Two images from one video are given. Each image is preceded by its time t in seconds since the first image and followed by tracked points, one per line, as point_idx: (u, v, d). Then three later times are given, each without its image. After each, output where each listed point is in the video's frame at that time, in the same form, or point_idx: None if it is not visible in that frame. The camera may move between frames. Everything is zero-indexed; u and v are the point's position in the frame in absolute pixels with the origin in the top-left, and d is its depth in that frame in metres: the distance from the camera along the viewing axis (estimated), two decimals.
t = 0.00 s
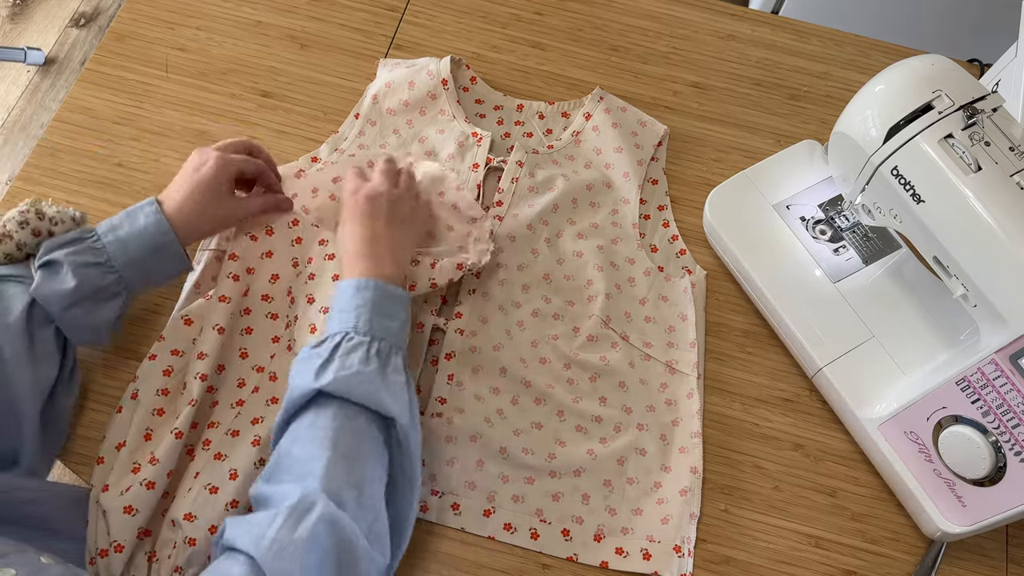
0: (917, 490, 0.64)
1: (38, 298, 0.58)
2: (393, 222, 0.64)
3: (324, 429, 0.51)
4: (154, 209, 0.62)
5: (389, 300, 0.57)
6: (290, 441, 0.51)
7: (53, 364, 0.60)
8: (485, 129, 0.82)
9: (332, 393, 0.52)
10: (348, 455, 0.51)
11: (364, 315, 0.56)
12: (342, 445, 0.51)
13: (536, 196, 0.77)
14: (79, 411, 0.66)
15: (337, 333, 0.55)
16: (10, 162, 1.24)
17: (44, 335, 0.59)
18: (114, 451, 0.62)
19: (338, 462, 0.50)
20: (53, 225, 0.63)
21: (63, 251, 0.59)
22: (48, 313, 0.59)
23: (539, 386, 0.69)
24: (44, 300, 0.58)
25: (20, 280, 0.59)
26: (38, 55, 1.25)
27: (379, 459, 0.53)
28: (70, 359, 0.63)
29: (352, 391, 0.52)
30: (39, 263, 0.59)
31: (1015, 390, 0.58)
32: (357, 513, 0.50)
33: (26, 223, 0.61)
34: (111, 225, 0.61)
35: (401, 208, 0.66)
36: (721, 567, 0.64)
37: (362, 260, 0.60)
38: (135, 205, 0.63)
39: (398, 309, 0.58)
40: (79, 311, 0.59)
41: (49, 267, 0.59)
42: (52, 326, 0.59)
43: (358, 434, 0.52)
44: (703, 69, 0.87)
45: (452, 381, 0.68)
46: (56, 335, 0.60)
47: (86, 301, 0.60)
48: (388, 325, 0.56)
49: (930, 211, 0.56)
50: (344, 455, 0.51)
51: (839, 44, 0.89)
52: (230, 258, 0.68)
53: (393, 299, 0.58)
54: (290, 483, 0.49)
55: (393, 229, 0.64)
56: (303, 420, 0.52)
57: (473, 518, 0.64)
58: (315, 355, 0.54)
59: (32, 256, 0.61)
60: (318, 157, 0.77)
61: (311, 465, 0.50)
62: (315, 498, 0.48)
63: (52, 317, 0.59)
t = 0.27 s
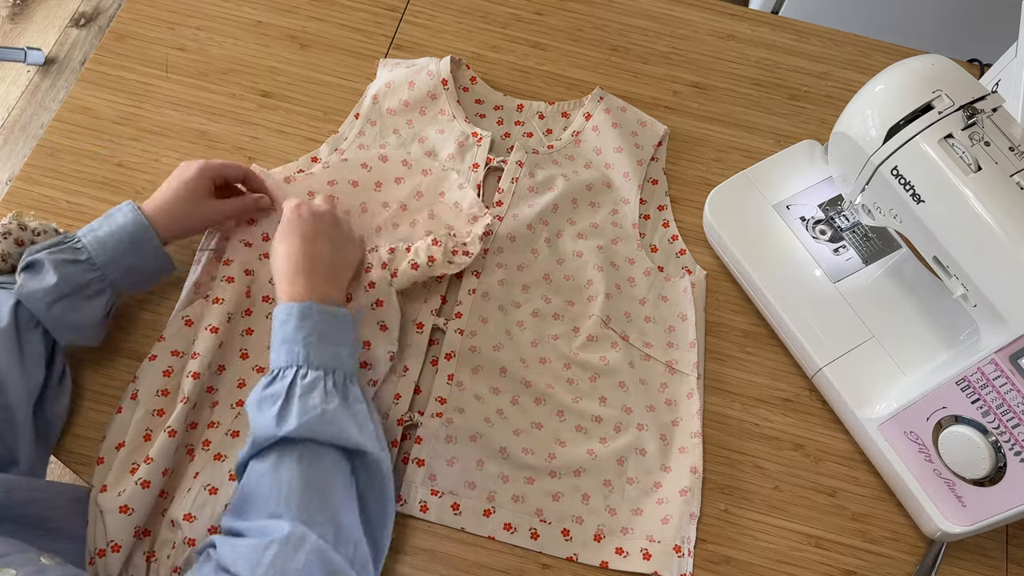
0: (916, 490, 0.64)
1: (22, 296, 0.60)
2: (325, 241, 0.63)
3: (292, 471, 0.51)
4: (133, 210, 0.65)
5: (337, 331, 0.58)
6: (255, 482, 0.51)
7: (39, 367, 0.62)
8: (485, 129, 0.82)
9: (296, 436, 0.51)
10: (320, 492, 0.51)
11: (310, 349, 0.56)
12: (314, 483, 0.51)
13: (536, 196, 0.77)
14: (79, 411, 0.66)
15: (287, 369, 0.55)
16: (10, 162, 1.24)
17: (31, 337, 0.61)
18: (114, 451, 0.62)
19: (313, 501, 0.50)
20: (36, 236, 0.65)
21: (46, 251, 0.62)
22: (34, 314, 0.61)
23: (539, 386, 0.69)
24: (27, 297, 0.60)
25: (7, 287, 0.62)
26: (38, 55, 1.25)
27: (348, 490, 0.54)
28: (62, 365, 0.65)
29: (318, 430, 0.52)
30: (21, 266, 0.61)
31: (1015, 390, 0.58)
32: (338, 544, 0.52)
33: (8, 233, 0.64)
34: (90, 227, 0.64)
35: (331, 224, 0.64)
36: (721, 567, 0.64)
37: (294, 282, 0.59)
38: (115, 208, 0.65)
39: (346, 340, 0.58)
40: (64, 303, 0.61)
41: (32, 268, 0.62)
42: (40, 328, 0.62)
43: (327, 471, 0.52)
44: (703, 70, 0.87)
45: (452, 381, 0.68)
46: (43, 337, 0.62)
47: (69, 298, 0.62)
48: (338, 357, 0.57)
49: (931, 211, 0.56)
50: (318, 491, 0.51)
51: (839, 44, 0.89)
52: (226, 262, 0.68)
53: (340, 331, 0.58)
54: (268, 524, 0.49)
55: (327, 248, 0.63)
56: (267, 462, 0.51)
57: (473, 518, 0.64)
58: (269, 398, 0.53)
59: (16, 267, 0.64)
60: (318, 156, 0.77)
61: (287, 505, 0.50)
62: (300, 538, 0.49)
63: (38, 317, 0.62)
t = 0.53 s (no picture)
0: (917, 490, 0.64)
1: (20, 284, 0.61)
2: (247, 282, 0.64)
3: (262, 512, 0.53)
4: (133, 204, 0.66)
5: (282, 366, 0.59)
6: (233, 527, 0.53)
7: (36, 363, 0.61)
8: (485, 129, 0.82)
9: (256, 480, 0.54)
10: (295, 524, 0.53)
11: (252, 392, 0.58)
12: (284, 519, 0.53)
13: (536, 196, 0.77)
14: (80, 411, 0.66)
15: (239, 415, 0.57)
16: (10, 162, 1.24)
17: (29, 330, 0.61)
18: (115, 450, 0.62)
19: (288, 536, 0.53)
20: (43, 238, 0.67)
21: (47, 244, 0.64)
22: (32, 305, 0.62)
23: (539, 386, 0.69)
24: (26, 284, 0.61)
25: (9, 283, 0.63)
26: (38, 55, 1.25)
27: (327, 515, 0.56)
28: (61, 365, 0.65)
29: (278, 467, 0.54)
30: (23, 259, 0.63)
31: (1015, 390, 0.58)
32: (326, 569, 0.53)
33: (15, 235, 0.66)
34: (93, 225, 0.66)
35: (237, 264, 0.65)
36: (720, 567, 0.64)
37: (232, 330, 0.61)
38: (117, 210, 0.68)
39: (294, 371, 0.60)
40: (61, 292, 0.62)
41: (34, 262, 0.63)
42: (39, 323, 0.62)
43: (296, 504, 0.54)
44: (703, 69, 0.87)
45: (452, 381, 0.68)
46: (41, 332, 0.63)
47: (66, 288, 0.63)
48: (288, 393, 0.59)
49: (931, 210, 0.56)
50: (292, 524, 0.53)
51: (839, 44, 0.89)
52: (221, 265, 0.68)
53: (284, 366, 0.59)
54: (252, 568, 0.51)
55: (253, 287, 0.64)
56: (237, 511, 0.54)
57: (473, 518, 0.64)
58: (226, 448, 0.55)
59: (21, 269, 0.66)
60: (317, 156, 0.77)
61: (264, 546, 0.52)
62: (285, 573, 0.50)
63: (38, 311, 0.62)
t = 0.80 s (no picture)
0: (917, 490, 0.64)
1: (16, 297, 0.61)
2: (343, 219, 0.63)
3: (303, 421, 0.52)
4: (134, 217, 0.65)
5: (355, 297, 0.59)
6: (266, 434, 0.52)
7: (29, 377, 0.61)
8: (485, 129, 0.82)
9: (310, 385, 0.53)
10: (329, 445, 0.52)
11: (332, 311, 0.56)
12: (321, 434, 0.52)
13: (536, 196, 0.77)
14: (79, 411, 0.66)
15: (305, 327, 0.56)
16: (10, 162, 1.24)
17: (22, 343, 0.61)
18: (114, 451, 0.62)
19: (320, 455, 0.51)
20: (41, 248, 0.67)
21: (45, 257, 0.63)
22: (27, 319, 0.62)
23: (539, 386, 0.69)
24: (21, 299, 0.61)
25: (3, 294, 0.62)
26: (38, 55, 1.25)
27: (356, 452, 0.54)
28: (55, 377, 0.64)
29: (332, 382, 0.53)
30: (19, 270, 0.62)
31: (1015, 390, 0.58)
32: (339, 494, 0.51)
33: (14, 243, 0.66)
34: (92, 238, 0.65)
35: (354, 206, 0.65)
36: (721, 567, 0.64)
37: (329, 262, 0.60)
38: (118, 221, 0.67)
39: (365, 306, 0.59)
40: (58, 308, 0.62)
41: (30, 274, 0.63)
42: (33, 335, 0.62)
43: (336, 426, 0.53)
44: (703, 70, 0.87)
45: (452, 381, 0.68)
46: (35, 345, 0.63)
47: (62, 303, 0.62)
48: (359, 321, 0.58)
49: (931, 210, 0.56)
50: (325, 443, 0.52)
51: (839, 44, 0.89)
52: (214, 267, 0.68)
53: (361, 295, 0.59)
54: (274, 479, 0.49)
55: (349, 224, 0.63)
56: (280, 413, 0.53)
57: (473, 518, 0.64)
58: (289, 352, 0.55)
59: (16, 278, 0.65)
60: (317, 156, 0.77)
61: (293, 455, 0.50)
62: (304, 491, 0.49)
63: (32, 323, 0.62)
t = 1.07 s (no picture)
0: (917, 490, 0.64)
1: (9, 310, 0.60)
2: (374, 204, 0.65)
3: (322, 407, 0.52)
4: (125, 224, 0.65)
5: (377, 285, 0.60)
6: (284, 419, 0.53)
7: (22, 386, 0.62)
8: (485, 129, 0.82)
9: (332, 372, 0.53)
10: (347, 435, 0.52)
11: (355, 298, 0.58)
12: (338, 421, 0.52)
13: (536, 196, 0.77)
14: (79, 411, 0.66)
15: (329, 313, 0.57)
16: (10, 162, 1.24)
17: (15, 353, 0.61)
18: (114, 450, 0.63)
19: (338, 443, 0.51)
20: (31, 253, 0.67)
21: (36, 267, 0.63)
22: (20, 329, 0.62)
23: (539, 386, 0.69)
24: (14, 310, 0.60)
25: None
26: (38, 55, 1.25)
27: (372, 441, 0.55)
28: (51, 383, 0.65)
29: (353, 371, 0.54)
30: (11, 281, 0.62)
31: (1015, 390, 0.58)
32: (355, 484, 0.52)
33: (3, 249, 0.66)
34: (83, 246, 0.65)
35: (386, 192, 0.67)
36: (721, 567, 0.64)
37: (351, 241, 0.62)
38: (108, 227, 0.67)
39: (386, 296, 0.60)
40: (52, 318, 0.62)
41: (22, 284, 0.62)
42: (27, 345, 0.62)
43: (354, 416, 0.53)
44: (703, 70, 0.87)
45: (452, 381, 0.68)
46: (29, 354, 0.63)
47: (56, 315, 0.62)
48: (379, 310, 0.59)
49: (931, 210, 0.56)
50: (343, 434, 0.52)
51: (839, 44, 0.89)
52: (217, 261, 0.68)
53: (384, 284, 0.60)
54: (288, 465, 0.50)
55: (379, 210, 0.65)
56: (298, 400, 0.53)
57: (473, 518, 0.64)
58: (310, 338, 0.55)
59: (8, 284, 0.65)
60: (317, 156, 0.77)
61: (309, 444, 0.51)
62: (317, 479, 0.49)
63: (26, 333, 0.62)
